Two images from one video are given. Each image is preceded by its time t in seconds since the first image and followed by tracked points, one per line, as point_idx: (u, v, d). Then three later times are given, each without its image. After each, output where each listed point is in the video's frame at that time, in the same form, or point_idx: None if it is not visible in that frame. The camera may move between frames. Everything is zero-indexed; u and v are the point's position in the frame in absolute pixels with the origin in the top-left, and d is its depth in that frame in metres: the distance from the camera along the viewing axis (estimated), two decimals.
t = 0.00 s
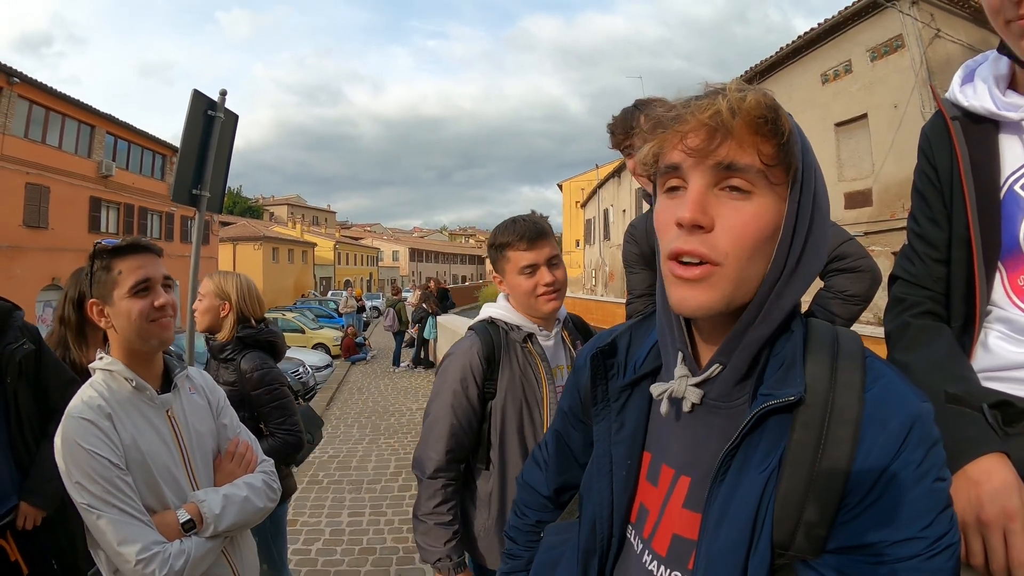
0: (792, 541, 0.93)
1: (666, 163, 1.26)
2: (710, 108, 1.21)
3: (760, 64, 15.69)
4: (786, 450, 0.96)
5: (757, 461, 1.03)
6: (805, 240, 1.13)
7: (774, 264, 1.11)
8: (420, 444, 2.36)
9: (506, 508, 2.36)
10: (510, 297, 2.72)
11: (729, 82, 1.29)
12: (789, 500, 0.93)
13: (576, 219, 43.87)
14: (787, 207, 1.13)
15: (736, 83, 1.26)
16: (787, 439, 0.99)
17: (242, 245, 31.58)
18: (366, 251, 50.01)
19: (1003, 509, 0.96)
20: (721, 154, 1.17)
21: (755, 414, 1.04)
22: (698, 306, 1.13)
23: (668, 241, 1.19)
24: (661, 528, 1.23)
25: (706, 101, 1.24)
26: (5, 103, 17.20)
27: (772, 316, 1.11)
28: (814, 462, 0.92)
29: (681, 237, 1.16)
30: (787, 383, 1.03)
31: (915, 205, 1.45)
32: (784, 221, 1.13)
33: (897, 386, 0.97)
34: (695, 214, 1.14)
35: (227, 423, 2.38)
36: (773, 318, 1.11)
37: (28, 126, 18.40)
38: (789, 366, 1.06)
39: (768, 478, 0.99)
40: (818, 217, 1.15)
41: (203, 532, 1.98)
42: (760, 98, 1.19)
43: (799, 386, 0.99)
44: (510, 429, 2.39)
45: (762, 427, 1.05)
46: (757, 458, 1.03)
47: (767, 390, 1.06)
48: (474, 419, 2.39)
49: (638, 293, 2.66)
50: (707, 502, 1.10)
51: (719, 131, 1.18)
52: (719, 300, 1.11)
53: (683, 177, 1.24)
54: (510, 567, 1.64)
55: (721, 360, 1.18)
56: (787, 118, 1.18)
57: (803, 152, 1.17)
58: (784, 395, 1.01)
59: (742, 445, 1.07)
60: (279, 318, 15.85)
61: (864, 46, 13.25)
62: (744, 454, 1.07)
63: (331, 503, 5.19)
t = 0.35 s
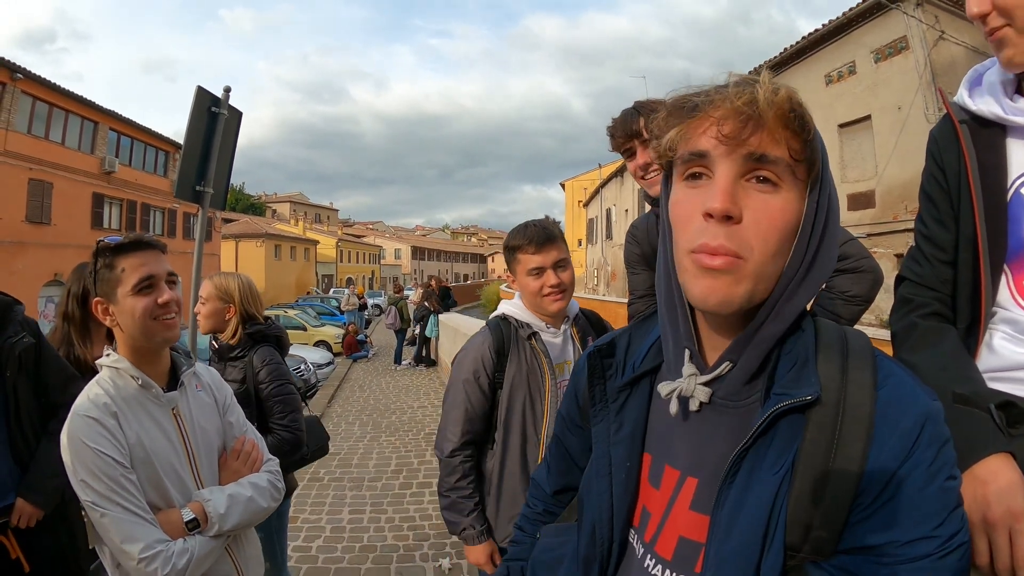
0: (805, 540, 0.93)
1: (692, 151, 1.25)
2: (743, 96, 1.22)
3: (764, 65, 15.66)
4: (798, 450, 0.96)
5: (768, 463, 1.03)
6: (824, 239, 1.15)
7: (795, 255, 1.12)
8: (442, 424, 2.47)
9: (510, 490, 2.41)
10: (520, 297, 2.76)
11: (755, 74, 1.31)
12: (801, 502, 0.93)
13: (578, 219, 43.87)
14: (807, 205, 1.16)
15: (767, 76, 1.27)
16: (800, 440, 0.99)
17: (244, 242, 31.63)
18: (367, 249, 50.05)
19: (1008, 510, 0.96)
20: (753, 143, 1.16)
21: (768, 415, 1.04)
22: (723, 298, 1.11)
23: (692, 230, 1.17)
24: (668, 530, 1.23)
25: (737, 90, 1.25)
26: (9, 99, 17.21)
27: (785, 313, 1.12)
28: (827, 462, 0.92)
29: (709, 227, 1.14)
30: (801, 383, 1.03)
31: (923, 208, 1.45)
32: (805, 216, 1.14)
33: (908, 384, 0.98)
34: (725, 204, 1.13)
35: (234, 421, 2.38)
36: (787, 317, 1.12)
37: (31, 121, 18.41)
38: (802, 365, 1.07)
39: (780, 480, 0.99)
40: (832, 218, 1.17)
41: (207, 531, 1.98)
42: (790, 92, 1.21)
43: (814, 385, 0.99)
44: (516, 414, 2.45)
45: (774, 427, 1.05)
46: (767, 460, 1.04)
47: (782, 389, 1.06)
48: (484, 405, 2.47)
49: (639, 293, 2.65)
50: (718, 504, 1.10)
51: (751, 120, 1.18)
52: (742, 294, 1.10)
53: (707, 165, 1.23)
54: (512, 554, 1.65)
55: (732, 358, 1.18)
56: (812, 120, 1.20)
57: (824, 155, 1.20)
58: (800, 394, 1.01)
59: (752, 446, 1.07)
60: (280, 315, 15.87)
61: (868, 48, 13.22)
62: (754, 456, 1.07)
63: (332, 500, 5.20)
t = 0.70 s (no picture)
0: (807, 544, 0.93)
1: (686, 161, 1.23)
2: (737, 102, 1.20)
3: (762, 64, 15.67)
4: (800, 455, 0.96)
5: (772, 468, 1.02)
6: (822, 248, 1.15)
7: (794, 265, 1.12)
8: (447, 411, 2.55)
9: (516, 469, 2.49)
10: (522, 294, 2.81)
11: (749, 75, 1.29)
12: (803, 509, 0.93)
13: (577, 218, 43.86)
14: (806, 214, 1.15)
15: (764, 77, 1.25)
16: (801, 445, 0.98)
17: (242, 241, 31.59)
18: (366, 248, 50.03)
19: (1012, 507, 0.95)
20: (749, 154, 1.15)
21: (771, 422, 1.04)
22: (718, 319, 1.11)
23: (687, 248, 1.16)
24: (668, 533, 1.22)
25: (731, 94, 1.23)
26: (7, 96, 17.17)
27: (783, 324, 1.11)
28: (830, 467, 0.91)
29: (703, 245, 1.13)
30: (803, 389, 1.02)
31: (922, 208, 1.44)
32: (804, 226, 1.14)
33: (910, 387, 0.97)
34: (720, 219, 1.11)
35: (234, 417, 2.37)
36: (783, 329, 1.11)
37: (28, 119, 18.36)
38: (804, 370, 1.06)
39: (782, 488, 0.98)
40: (830, 225, 1.17)
41: (205, 528, 1.96)
42: (788, 96, 1.18)
43: (817, 391, 0.98)
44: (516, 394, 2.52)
45: (776, 434, 1.04)
46: (769, 465, 1.03)
47: (783, 396, 1.05)
48: (484, 390, 2.55)
49: (638, 292, 2.64)
50: (720, 507, 1.10)
51: (748, 128, 1.15)
52: (737, 312, 1.10)
53: (700, 175, 1.22)
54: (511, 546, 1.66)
55: (728, 366, 1.18)
56: (810, 124, 1.18)
57: (822, 161, 1.19)
58: (803, 401, 0.99)
59: (754, 452, 1.07)
60: (279, 314, 15.87)
61: (866, 48, 13.23)
62: (755, 462, 1.06)
63: (330, 499, 5.19)
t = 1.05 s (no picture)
0: (800, 540, 0.93)
1: (681, 160, 1.23)
2: (729, 104, 1.19)
3: (763, 65, 15.66)
4: (792, 453, 0.95)
5: (764, 465, 1.01)
6: (815, 245, 1.14)
7: (784, 262, 1.11)
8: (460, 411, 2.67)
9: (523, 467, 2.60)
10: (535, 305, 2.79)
11: (741, 78, 1.28)
12: (794, 507, 0.92)
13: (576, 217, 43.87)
14: (798, 211, 1.14)
15: (754, 79, 1.24)
16: (793, 442, 0.97)
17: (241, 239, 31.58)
18: (366, 247, 50.04)
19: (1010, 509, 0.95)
20: (740, 152, 1.14)
21: (762, 415, 1.03)
22: (709, 310, 1.10)
23: (681, 243, 1.16)
24: (665, 527, 1.22)
25: (721, 98, 1.22)
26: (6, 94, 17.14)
27: (775, 320, 1.11)
28: (821, 466, 0.91)
29: (697, 240, 1.13)
30: (795, 384, 1.02)
31: (924, 205, 1.44)
32: (795, 222, 1.13)
33: (904, 387, 0.96)
34: (714, 214, 1.11)
35: (233, 411, 2.36)
36: (777, 323, 1.11)
37: (28, 116, 18.33)
38: (796, 367, 1.05)
39: (774, 483, 0.98)
40: (822, 223, 1.16)
41: (217, 530, 1.98)
42: (777, 97, 1.18)
43: (807, 386, 0.98)
44: (525, 389, 2.60)
45: (768, 429, 1.04)
46: (763, 461, 1.02)
47: (774, 392, 1.05)
48: (494, 393, 2.62)
49: (639, 291, 2.63)
50: (713, 502, 1.09)
51: (738, 127, 1.15)
52: (730, 305, 1.09)
53: (695, 173, 1.21)
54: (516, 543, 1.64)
55: (723, 361, 1.17)
56: (799, 122, 1.17)
57: (815, 159, 1.18)
58: (793, 397, 0.99)
59: (746, 447, 1.06)
60: (278, 312, 15.87)
61: (867, 49, 13.22)
62: (748, 457, 1.06)
63: (328, 497, 5.18)
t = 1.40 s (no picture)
0: (805, 542, 0.92)
1: (695, 158, 1.22)
2: (744, 103, 1.19)
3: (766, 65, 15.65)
4: (798, 453, 0.95)
5: (770, 465, 1.01)
6: (826, 246, 1.14)
7: (796, 262, 1.11)
8: (478, 395, 2.66)
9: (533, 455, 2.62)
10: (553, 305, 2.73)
11: (756, 78, 1.28)
12: (800, 508, 0.92)
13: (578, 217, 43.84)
14: (810, 212, 1.14)
15: (768, 81, 1.24)
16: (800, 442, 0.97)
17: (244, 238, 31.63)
18: (368, 246, 50.08)
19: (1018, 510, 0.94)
20: (756, 151, 1.14)
21: (768, 416, 1.03)
22: (723, 309, 1.10)
23: (695, 241, 1.15)
24: (674, 528, 1.21)
25: (739, 96, 1.22)
26: (10, 93, 17.19)
27: (787, 318, 1.10)
28: (827, 466, 0.90)
29: (712, 239, 1.12)
30: (802, 385, 1.01)
31: (938, 201, 1.43)
32: (807, 223, 1.13)
33: (912, 385, 0.95)
34: (730, 214, 1.11)
35: (236, 414, 2.34)
36: (789, 322, 1.10)
37: (31, 115, 18.37)
38: (802, 367, 1.05)
39: (781, 482, 0.97)
40: (832, 224, 1.16)
41: (219, 543, 1.99)
42: (792, 99, 1.18)
43: (814, 387, 0.97)
44: (540, 378, 2.62)
45: (774, 429, 1.04)
46: (769, 462, 1.02)
47: (781, 391, 1.04)
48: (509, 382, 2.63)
49: (643, 291, 2.63)
50: (721, 503, 1.09)
51: (755, 127, 1.15)
52: (745, 304, 1.09)
53: (709, 173, 1.20)
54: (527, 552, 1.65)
55: (733, 362, 1.17)
56: (813, 127, 1.18)
57: (825, 162, 1.19)
58: (799, 397, 0.99)
59: (754, 447, 1.05)
60: (280, 311, 15.89)
61: (870, 49, 13.19)
62: (755, 458, 1.05)
63: (331, 497, 5.18)
